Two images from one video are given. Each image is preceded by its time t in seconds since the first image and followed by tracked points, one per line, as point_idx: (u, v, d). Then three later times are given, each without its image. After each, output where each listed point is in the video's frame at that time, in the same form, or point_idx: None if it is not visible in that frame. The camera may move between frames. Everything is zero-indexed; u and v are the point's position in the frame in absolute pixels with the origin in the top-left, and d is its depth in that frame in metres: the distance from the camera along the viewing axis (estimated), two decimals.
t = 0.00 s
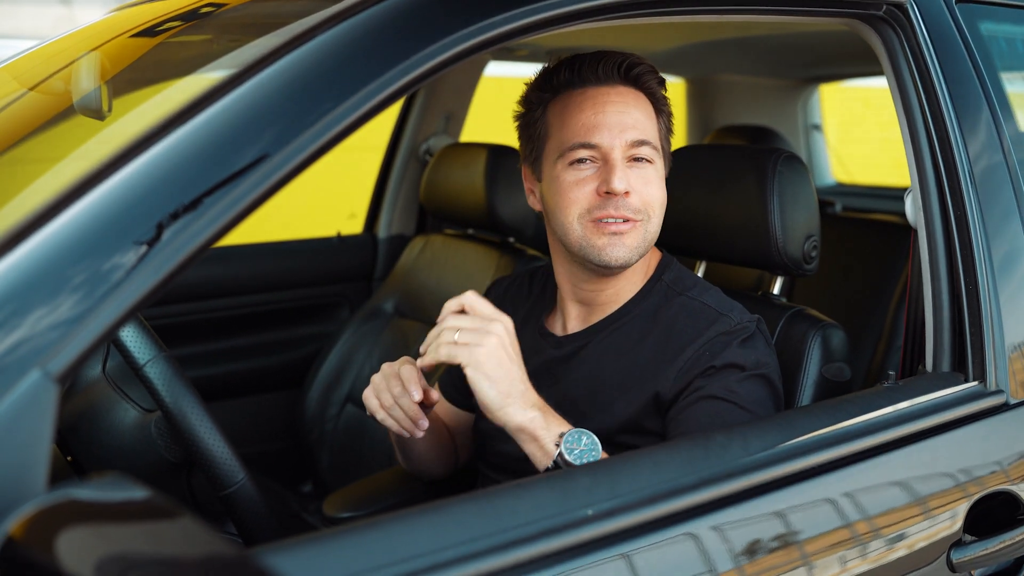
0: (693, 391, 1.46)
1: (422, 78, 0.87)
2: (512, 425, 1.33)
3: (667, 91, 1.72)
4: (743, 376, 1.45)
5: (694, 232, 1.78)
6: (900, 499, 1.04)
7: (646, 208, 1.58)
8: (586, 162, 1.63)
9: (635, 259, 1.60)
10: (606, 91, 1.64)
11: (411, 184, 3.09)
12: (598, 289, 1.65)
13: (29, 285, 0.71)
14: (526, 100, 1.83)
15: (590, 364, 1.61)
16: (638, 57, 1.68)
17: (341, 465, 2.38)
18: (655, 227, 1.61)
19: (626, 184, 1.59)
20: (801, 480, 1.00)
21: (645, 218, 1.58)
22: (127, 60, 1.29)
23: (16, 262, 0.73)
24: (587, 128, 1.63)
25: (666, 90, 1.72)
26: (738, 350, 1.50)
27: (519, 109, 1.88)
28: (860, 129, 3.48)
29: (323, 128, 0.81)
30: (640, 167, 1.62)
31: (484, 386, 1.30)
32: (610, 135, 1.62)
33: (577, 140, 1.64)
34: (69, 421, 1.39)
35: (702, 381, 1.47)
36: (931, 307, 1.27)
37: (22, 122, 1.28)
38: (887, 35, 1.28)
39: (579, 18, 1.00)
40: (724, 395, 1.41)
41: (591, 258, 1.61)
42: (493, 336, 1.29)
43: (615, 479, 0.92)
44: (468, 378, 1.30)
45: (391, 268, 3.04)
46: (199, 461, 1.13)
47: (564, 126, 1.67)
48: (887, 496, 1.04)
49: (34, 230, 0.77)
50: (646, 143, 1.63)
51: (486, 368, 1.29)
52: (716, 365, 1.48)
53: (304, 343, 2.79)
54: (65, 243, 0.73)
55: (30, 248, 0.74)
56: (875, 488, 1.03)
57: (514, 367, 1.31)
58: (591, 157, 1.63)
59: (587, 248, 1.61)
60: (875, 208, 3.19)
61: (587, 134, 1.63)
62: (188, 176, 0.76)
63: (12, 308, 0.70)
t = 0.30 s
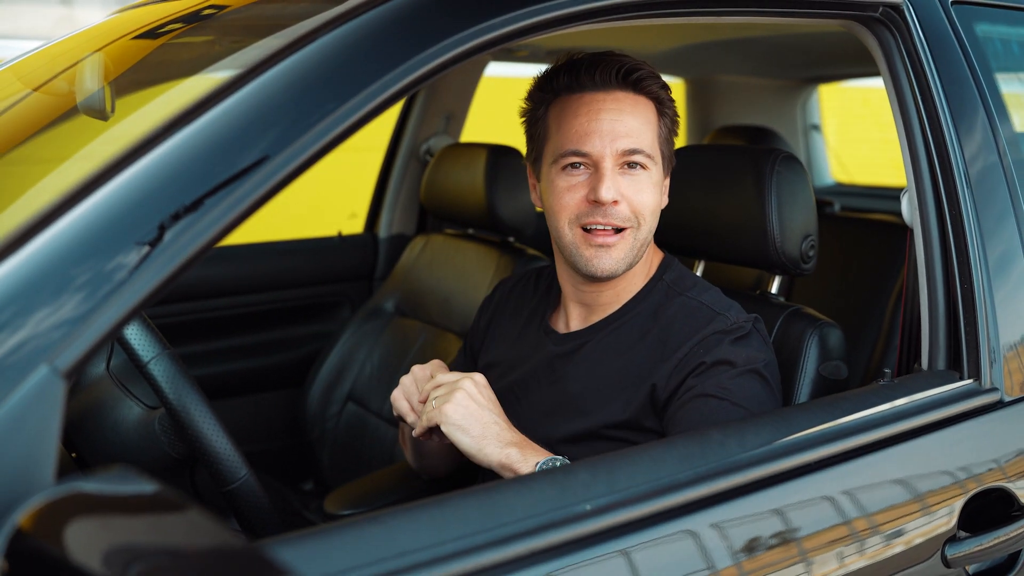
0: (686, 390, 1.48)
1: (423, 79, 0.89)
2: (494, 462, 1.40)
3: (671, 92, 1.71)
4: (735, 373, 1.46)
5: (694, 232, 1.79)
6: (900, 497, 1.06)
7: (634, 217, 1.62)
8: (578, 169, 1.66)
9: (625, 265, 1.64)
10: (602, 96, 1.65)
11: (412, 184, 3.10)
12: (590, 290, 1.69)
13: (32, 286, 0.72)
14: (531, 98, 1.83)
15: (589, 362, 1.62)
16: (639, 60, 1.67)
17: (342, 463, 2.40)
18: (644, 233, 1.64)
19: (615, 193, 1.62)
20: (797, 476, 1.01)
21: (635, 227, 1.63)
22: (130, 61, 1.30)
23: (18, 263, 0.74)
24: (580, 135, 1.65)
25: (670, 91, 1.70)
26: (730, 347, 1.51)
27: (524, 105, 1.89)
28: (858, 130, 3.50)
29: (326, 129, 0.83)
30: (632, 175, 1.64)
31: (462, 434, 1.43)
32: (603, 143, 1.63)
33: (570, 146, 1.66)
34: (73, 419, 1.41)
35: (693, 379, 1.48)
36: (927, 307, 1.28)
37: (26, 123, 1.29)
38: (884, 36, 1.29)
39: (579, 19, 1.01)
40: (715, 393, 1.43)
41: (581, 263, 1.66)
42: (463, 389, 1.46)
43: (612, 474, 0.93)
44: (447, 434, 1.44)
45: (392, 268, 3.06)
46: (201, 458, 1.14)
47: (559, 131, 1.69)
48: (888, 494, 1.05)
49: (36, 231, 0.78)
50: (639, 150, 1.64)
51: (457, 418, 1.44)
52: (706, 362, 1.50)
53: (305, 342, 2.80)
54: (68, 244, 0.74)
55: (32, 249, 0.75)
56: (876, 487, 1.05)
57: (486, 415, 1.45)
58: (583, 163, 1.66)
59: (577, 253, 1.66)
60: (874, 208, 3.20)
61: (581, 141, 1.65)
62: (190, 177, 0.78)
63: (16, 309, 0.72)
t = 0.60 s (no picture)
0: (684, 387, 1.49)
1: (423, 80, 0.90)
2: (493, 461, 1.42)
3: (667, 92, 1.73)
4: (733, 371, 1.48)
5: (694, 231, 1.80)
6: (900, 493, 1.07)
7: (633, 214, 1.63)
8: (576, 167, 1.67)
9: (623, 262, 1.65)
10: (600, 95, 1.66)
11: (412, 184, 3.11)
12: (590, 288, 1.70)
13: (36, 285, 0.73)
14: (529, 100, 1.85)
15: (587, 360, 1.63)
16: (635, 60, 1.69)
17: (343, 462, 2.41)
18: (643, 230, 1.65)
19: (614, 190, 1.64)
20: (793, 472, 1.02)
21: (632, 224, 1.63)
22: (132, 62, 1.31)
23: (23, 263, 0.76)
24: (578, 133, 1.66)
25: (666, 91, 1.72)
26: (728, 344, 1.52)
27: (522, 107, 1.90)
28: (857, 129, 3.52)
29: (327, 129, 0.84)
30: (630, 173, 1.66)
31: (462, 433, 1.44)
32: (601, 141, 1.65)
33: (569, 144, 1.67)
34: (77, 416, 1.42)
35: (692, 377, 1.49)
36: (923, 306, 1.30)
37: (30, 123, 1.30)
38: (880, 37, 1.31)
39: (576, 21, 1.02)
40: (714, 390, 1.44)
41: (580, 261, 1.67)
42: (463, 388, 1.47)
43: (610, 470, 0.94)
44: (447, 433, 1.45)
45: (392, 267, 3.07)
46: (204, 454, 1.16)
47: (558, 129, 1.70)
48: (888, 491, 1.06)
49: (41, 232, 0.79)
50: (637, 148, 1.65)
51: (457, 418, 1.45)
52: (704, 360, 1.51)
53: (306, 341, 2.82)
54: (73, 243, 0.75)
55: (36, 250, 0.76)
56: (876, 484, 1.06)
57: (486, 414, 1.46)
58: (581, 161, 1.67)
59: (576, 251, 1.67)
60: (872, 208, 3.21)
61: (578, 139, 1.67)
62: (193, 177, 0.79)
63: (20, 308, 0.73)
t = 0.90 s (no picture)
0: (683, 385, 1.50)
1: (425, 84, 0.91)
2: (497, 461, 1.41)
3: (688, 101, 1.74)
4: (732, 370, 1.49)
5: (695, 231, 1.82)
6: (900, 492, 1.09)
7: (629, 209, 1.65)
8: (584, 156, 1.70)
9: (613, 256, 1.66)
10: (617, 92, 1.68)
11: (413, 185, 3.12)
12: (583, 279, 1.73)
13: (48, 286, 0.75)
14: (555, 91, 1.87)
15: (586, 358, 1.64)
16: (660, 63, 1.70)
17: (345, 461, 2.42)
18: (638, 227, 1.67)
19: (614, 182, 1.66)
20: (791, 471, 1.04)
21: (627, 218, 1.65)
22: (137, 65, 1.33)
23: (32, 268, 0.77)
24: (589, 124, 1.68)
25: (687, 99, 1.73)
26: (726, 343, 1.53)
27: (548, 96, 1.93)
28: (856, 131, 3.54)
29: (331, 133, 0.85)
30: (635, 170, 1.67)
31: (461, 437, 1.41)
32: (610, 135, 1.67)
33: (580, 133, 1.70)
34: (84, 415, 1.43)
35: (691, 374, 1.51)
36: (921, 306, 1.31)
37: (36, 126, 1.32)
38: (878, 40, 1.31)
39: (575, 25, 1.03)
40: (712, 389, 1.45)
41: (573, 247, 1.69)
42: (453, 393, 1.38)
43: (610, 468, 0.96)
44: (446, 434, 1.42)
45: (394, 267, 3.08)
46: (209, 453, 1.17)
47: (572, 119, 1.73)
48: (887, 490, 1.08)
49: (52, 235, 0.80)
50: (645, 148, 1.67)
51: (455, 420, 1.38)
52: (703, 358, 1.52)
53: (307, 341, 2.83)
54: (81, 247, 0.76)
55: (45, 255, 0.78)
56: (875, 483, 1.07)
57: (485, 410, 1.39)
58: (589, 151, 1.69)
59: (570, 237, 1.69)
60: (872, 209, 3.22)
61: (589, 130, 1.69)
62: (202, 180, 0.80)
63: (33, 309, 0.74)
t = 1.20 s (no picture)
0: (689, 383, 1.51)
1: (428, 86, 0.92)
2: (507, 442, 1.46)
3: (718, 112, 1.77)
4: (739, 371, 1.50)
5: (696, 231, 1.83)
6: (899, 490, 1.10)
7: (648, 201, 1.67)
8: (609, 147, 1.72)
9: (626, 246, 1.67)
10: (650, 90, 1.71)
11: (415, 185, 3.14)
12: (595, 270, 1.73)
13: (56, 287, 0.76)
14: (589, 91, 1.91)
15: (586, 358, 1.65)
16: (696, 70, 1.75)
17: (347, 460, 2.43)
18: (653, 222, 1.68)
19: (636, 173, 1.68)
20: (790, 468, 1.05)
21: (644, 210, 1.67)
22: (141, 68, 1.34)
23: (38, 271, 0.78)
24: (618, 116, 1.71)
25: (717, 110, 1.77)
26: (734, 344, 1.55)
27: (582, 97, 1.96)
28: (855, 131, 3.55)
29: (335, 134, 0.86)
30: (657, 165, 1.69)
31: (472, 414, 1.46)
32: (637, 128, 1.70)
33: (608, 125, 1.72)
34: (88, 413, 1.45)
35: (697, 373, 1.52)
36: (919, 306, 1.32)
37: (42, 128, 1.33)
38: (875, 42, 1.33)
39: (576, 29, 1.04)
40: (719, 389, 1.47)
41: (588, 234, 1.70)
42: (469, 368, 1.46)
43: (611, 466, 0.97)
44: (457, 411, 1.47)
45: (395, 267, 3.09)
46: (213, 451, 1.18)
47: (602, 112, 1.76)
48: (887, 489, 1.09)
49: (57, 238, 0.81)
50: (669, 146, 1.69)
51: (471, 398, 1.45)
52: (711, 358, 1.53)
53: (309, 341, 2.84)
54: (86, 250, 0.78)
55: (50, 258, 0.79)
56: (873, 481, 1.09)
57: (497, 389, 1.47)
58: (615, 143, 1.71)
59: (587, 223, 1.70)
60: (871, 210, 3.23)
61: (617, 123, 1.72)
62: (207, 180, 0.81)
63: (37, 312, 0.75)
